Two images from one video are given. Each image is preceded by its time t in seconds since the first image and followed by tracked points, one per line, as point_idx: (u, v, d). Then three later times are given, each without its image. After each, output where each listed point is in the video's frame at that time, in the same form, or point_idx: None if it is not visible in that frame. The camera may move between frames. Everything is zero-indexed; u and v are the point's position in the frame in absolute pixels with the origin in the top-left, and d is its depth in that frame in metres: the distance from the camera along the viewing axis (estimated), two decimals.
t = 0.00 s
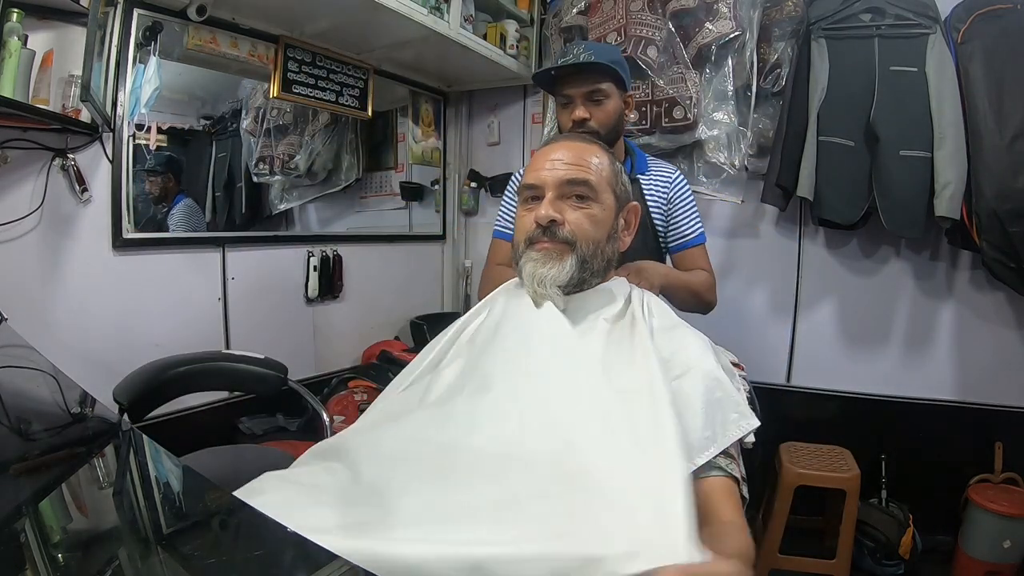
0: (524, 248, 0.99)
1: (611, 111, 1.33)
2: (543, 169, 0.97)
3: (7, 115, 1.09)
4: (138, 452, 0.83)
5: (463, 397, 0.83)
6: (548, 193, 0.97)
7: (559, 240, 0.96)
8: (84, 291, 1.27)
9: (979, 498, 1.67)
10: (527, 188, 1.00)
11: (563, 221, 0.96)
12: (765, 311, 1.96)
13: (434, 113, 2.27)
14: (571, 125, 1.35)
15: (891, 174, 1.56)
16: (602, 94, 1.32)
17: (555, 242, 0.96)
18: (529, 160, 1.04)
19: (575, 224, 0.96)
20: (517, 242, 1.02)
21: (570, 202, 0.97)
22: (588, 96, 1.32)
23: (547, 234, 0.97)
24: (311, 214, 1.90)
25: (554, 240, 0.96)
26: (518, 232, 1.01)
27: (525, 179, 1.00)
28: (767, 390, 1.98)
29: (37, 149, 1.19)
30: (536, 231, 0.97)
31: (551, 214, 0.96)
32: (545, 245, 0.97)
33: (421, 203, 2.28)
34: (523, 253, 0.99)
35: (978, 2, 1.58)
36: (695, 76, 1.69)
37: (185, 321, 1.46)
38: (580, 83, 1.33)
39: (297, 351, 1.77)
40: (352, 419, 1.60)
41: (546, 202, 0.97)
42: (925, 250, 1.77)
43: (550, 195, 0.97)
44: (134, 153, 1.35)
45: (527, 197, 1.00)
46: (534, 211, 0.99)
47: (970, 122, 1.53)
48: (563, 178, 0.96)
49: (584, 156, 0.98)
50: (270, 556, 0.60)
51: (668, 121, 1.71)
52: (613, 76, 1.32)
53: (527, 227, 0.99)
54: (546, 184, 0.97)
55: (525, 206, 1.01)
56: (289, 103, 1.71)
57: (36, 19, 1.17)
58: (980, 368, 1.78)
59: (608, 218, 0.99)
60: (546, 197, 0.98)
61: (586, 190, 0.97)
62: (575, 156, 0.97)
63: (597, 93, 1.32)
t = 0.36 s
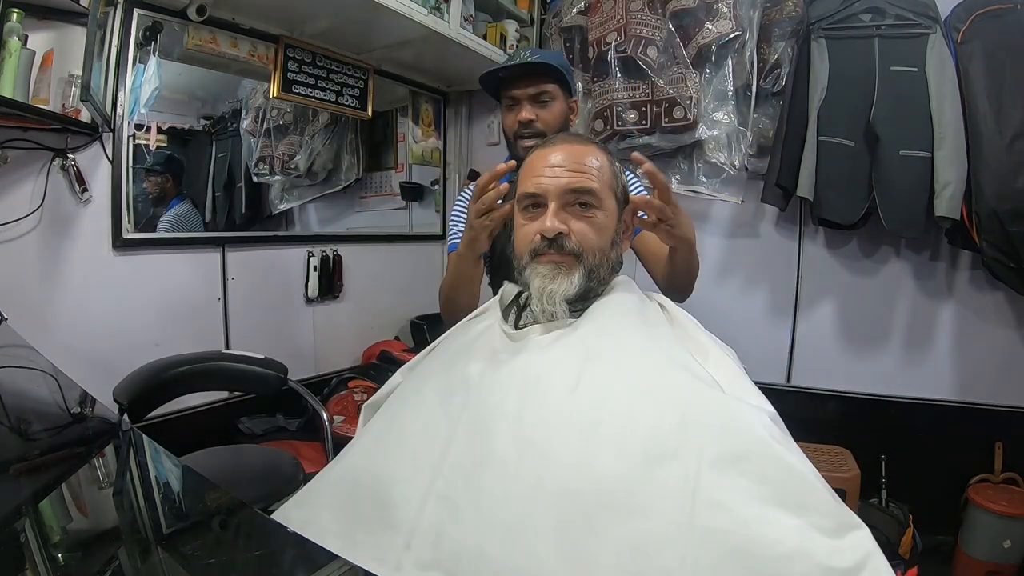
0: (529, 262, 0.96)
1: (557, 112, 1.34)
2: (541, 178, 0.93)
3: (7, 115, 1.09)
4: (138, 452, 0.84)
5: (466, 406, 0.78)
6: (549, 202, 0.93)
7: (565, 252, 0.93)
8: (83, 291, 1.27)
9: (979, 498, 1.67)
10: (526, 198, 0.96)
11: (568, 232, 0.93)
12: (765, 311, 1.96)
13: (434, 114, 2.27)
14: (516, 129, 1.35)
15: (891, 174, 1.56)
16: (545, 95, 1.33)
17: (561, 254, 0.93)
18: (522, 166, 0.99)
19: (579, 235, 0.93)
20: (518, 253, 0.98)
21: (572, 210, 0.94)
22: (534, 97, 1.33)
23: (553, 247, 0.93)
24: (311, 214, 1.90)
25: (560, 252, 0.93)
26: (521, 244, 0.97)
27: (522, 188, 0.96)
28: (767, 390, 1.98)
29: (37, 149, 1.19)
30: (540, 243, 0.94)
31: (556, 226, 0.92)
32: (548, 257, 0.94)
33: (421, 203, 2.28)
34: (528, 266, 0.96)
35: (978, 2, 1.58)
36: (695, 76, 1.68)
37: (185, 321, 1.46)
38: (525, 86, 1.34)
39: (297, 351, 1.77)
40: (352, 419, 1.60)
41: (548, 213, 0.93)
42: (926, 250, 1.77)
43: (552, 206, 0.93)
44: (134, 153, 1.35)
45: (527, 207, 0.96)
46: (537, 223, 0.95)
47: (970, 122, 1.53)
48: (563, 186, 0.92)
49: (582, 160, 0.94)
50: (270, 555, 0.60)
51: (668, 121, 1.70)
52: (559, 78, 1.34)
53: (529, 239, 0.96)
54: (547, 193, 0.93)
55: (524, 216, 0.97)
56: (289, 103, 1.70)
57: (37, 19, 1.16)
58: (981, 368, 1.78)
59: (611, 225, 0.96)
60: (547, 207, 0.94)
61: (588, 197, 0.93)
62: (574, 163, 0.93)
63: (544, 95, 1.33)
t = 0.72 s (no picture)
0: (525, 262, 0.95)
1: (542, 118, 1.35)
2: (537, 179, 0.93)
3: (7, 115, 1.09)
4: (138, 453, 0.85)
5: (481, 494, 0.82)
6: (545, 203, 0.93)
7: (561, 254, 0.93)
8: (83, 291, 1.27)
9: (979, 498, 1.67)
10: (522, 199, 0.95)
11: (564, 233, 0.92)
12: (765, 311, 1.96)
13: (433, 114, 2.27)
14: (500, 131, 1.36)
15: (891, 174, 1.56)
16: (531, 101, 1.33)
17: (557, 255, 0.93)
18: (519, 165, 0.99)
19: (575, 236, 0.93)
20: (514, 253, 0.98)
21: (568, 211, 0.93)
22: (519, 100, 1.33)
23: (549, 249, 0.93)
24: (311, 214, 1.90)
25: (555, 254, 0.93)
26: (517, 243, 0.97)
27: (517, 188, 0.95)
28: (767, 390, 1.98)
29: (38, 149, 1.19)
30: (536, 245, 0.93)
31: (552, 227, 0.92)
32: (544, 259, 0.94)
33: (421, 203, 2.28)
34: (524, 266, 0.95)
35: (978, 2, 1.58)
36: (695, 76, 1.68)
37: (185, 321, 1.46)
38: (512, 89, 1.34)
39: (297, 351, 1.77)
40: (352, 419, 1.60)
41: (545, 213, 0.93)
42: (925, 250, 1.77)
43: (548, 206, 0.92)
44: (134, 153, 1.35)
45: (523, 207, 0.96)
46: (534, 223, 0.94)
47: (970, 122, 1.53)
48: (559, 187, 0.91)
49: (576, 159, 0.93)
50: (270, 556, 0.60)
51: (668, 121, 1.70)
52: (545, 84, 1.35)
53: (525, 240, 0.95)
54: (542, 194, 0.93)
55: (520, 217, 0.97)
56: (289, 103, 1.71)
57: (36, 19, 1.16)
58: (980, 368, 1.78)
59: (608, 225, 0.96)
60: (543, 208, 0.94)
61: (584, 198, 0.92)
62: (571, 163, 0.92)
63: (530, 99, 1.33)
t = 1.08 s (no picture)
0: (523, 265, 0.97)
1: (539, 116, 1.33)
2: (531, 181, 0.93)
3: (7, 115, 1.09)
4: (138, 453, 0.85)
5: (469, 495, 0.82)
6: (539, 206, 0.94)
7: (554, 257, 0.93)
8: (83, 291, 1.27)
9: (979, 498, 1.67)
10: (519, 201, 0.96)
11: (556, 235, 0.92)
12: (765, 311, 1.96)
13: (434, 114, 2.27)
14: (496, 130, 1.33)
15: (891, 174, 1.56)
16: (526, 97, 1.31)
17: (550, 258, 0.93)
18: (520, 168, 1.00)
19: (568, 238, 0.93)
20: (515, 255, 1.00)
21: (561, 213, 0.93)
22: (516, 97, 1.31)
23: (542, 251, 0.93)
24: (311, 214, 1.90)
25: (549, 257, 0.93)
26: (518, 246, 0.98)
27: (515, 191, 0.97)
28: (767, 390, 1.98)
29: (37, 149, 1.19)
30: (531, 248, 0.94)
31: (544, 229, 0.92)
32: (538, 262, 0.94)
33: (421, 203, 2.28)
34: (522, 269, 0.97)
35: (978, 2, 1.58)
36: (695, 76, 1.68)
37: (185, 321, 1.46)
38: (507, 86, 1.31)
39: (297, 351, 1.77)
40: (352, 419, 1.60)
41: (538, 216, 0.93)
42: (926, 250, 1.77)
43: (541, 208, 0.93)
44: (134, 152, 1.35)
45: (521, 210, 0.97)
46: (529, 225, 0.95)
47: (970, 122, 1.53)
48: (551, 189, 0.92)
49: (570, 160, 0.93)
50: (271, 556, 0.60)
51: (668, 121, 1.70)
52: (542, 80, 1.32)
53: (522, 242, 0.96)
54: (536, 196, 0.93)
55: (519, 220, 0.98)
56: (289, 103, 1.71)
57: (36, 19, 1.16)
58: (980, 368, 1.78)
59: (604, 227, 0.95)
60: (537, 211, 0.94)
61: (577, 199, 0.92)
62: (564, 165, 0.92)
63: (526, 96, 1.31)
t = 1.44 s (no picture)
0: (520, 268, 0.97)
1: (544, 110, 1.33)
2: (526, 185, 0.94)
3: (7, 115, 1.09)
4: (138, 453, 0.84)
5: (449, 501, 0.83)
6: (534, 209, 0.94)
7: (551, 259, 0.93)
8: (83, 291, 1.27)
9: (979, 498, 1.67)
10: (515, 205, 0.96)
11: (552, 238, 0.92)
12: (765, 311, 1.96)
13: (433, 114, 2.27)
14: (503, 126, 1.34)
15: (891, 174, 1.56)
16: (531, 91, 1.31)
17: (547, 261, 0.93)
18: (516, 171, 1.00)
19: (565, 240, 0.93)
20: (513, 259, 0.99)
21: (556, 215, 0.93)
22: (521, 92, 1.31)
23: (538, 254, 0.93)
24: (311, 214, 1.90)
25: (545, 259, 0.93)
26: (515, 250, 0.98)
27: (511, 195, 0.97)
28: (767, 390, 1.98)
29: (37, 149, 1.19)
30: (527, 251, 0.94)
31: (539, 233, 0.92)
32: (535, 265, 0.94)
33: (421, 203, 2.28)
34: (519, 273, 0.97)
35: (978, 2, 1.58)
36: (695, 76, 1.68)
37: (185, 321, 1.46)
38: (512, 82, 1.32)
39: (297, 351, 1.77)
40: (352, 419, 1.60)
41: (533, 219, 0.93)
42: (925, 250, 1.77)
43: (536, 212, 0.93)
44: (134, 153, 1.35)
45: (517, 214, 0.97)
46: (525, 229, 0.95)
47: (970, 122, 1.53)
48: (546, 192, 0.92)
49: (566, 162, 0.93)
50: (270, 556, 0.60)
51: (668, 121, 1.70)
52: (546, 74, 1.32)
53: (520, 246, 0.96)
54: (531, 199, 0.93)
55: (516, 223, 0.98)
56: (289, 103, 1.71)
57: (37, 19, 1.16)
58: (980, 368, 1.78)
59: (600, 227, 0.94)
60: (533, 214, 0.94)
61: (573, 201, 0.92)
62: (557, 167, 0.92)
63: (531, 90, 1.31)
